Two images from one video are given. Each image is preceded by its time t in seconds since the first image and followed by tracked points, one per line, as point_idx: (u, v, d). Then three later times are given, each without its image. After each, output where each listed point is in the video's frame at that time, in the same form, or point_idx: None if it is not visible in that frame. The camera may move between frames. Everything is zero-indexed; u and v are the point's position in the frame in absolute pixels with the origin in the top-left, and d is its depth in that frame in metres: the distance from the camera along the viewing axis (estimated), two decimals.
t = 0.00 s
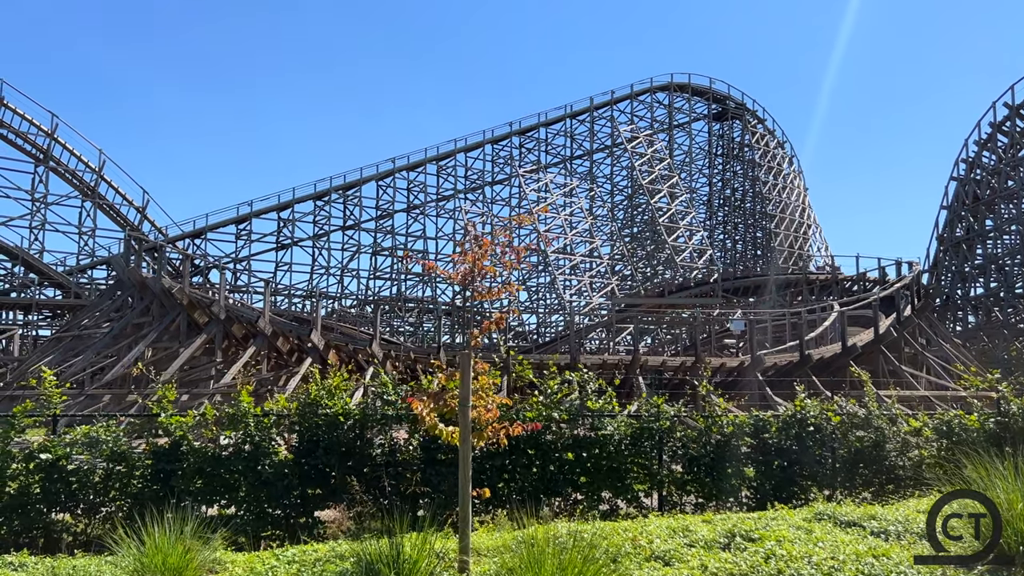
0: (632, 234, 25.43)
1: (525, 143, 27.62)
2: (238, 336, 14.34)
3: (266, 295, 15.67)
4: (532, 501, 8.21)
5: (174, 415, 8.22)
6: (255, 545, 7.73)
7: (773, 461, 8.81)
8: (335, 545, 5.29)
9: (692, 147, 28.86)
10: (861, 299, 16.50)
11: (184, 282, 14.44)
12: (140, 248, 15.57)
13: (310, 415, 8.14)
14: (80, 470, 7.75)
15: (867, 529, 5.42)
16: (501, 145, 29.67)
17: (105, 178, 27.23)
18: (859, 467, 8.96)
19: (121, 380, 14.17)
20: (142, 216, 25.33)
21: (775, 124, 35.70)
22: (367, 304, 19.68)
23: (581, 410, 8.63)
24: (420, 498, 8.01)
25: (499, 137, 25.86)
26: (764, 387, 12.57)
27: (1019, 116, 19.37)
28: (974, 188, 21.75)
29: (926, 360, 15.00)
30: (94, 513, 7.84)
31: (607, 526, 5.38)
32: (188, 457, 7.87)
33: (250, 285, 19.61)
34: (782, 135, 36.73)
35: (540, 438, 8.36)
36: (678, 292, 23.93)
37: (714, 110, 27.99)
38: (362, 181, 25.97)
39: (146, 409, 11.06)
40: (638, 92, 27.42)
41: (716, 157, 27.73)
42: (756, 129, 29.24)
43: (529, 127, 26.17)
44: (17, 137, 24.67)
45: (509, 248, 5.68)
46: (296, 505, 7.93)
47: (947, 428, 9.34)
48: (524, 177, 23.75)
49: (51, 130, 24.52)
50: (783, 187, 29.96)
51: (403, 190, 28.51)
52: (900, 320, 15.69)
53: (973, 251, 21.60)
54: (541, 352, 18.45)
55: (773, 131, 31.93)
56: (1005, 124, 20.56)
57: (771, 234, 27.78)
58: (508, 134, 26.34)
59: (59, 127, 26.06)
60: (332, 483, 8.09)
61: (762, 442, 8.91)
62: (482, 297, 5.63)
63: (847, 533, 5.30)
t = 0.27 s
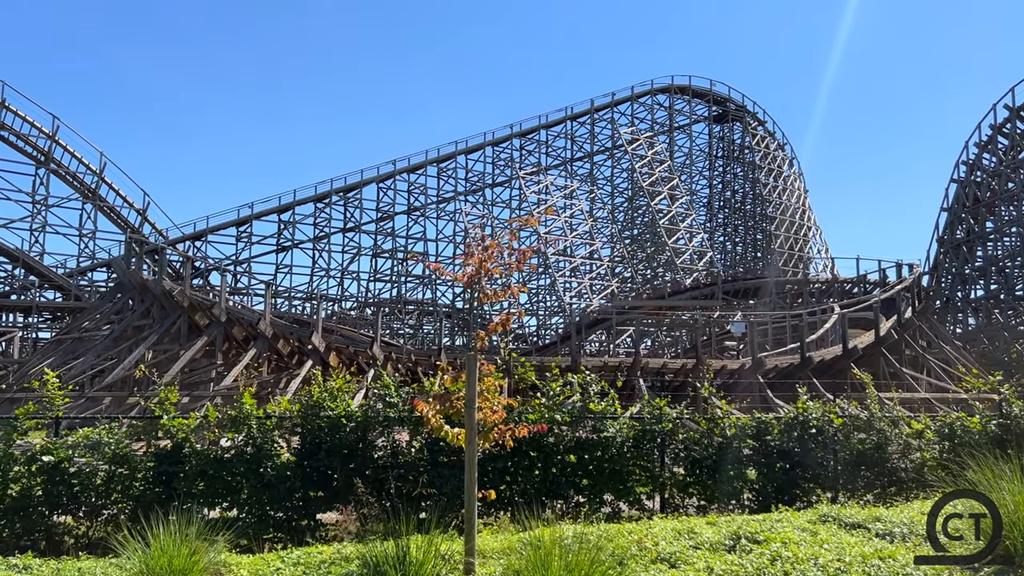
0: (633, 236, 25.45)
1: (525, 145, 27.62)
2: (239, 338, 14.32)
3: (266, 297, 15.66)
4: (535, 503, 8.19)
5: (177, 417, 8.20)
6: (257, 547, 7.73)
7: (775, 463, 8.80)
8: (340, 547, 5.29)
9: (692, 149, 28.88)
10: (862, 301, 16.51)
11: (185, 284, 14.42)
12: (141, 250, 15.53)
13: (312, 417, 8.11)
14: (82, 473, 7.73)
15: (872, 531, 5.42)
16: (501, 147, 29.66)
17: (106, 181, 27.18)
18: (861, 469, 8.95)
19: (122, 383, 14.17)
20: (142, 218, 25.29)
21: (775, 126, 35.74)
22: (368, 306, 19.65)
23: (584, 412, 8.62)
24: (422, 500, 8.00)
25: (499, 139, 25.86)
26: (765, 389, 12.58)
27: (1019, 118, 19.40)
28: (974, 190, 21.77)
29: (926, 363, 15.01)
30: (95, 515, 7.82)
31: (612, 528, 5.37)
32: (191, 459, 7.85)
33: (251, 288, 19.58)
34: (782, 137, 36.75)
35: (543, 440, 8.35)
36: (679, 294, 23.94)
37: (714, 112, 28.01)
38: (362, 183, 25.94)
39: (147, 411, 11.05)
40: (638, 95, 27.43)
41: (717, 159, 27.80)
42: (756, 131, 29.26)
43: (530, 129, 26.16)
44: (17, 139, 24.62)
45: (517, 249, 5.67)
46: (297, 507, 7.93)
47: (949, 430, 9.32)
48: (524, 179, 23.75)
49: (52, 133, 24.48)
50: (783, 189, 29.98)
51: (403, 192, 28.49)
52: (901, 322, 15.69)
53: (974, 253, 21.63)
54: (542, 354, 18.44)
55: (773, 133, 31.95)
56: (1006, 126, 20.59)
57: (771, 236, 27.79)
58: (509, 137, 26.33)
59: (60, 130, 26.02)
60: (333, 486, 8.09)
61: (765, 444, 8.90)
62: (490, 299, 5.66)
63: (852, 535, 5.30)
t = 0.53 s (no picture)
0: (632, 238, 25.47)
1: (525, 147, 27.63)
2: (238, 341, 14.29)
3: (266, 299, 15.63)
4: (536, 506, 8.18)
5: (178, 419, 8.18)
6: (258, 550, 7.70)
7: (777, 466, 8.78)
8: (343, 549, 5.29)
9: (692, 151, 28.90)
10: (862, 303, 16.51)
11: (185, 286, 14.40)
12: (141, 253, 15.50)
13: (314, 419, 8.08)
14: (82, 475, 7.72)
15: (876, 533, 5.42)
16: (501, 150, 29.68)
17: (106, 183, 27.16)
18: (862, 471, 8.94)
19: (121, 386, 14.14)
20: (142, 220, 25.27)
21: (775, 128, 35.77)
22: (368, 309, 19.62)
23: (585, 414, 8.61)
24: (423, 503, 8.00)
25: (499, 141, 25.85)
26: (766, 391, 12.59)
27: (1019, 120, 19.43)
28: (974, 192, 21.81)
29: (926, 365, 15.04)
30: (96, 518, 7.80)
31: (616, 530, 5.36)
32: (192, 461, 7.84)
33: (251, 290, 19.56)
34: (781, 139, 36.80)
35: (544, 442, 8.34)
36: (678, 296, 23.95)
37: (714, 114, 28.05)
38: (362, 185, 25.91)
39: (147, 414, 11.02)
40: (638, 97, 27.45)
41: (716, 162, 27.88)
42: (756, 133, 29.30)
43: (530, 132, 26.16)
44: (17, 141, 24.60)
45: (522, 250, 5.68)
46: (298, 510, 7.90)
47: (950, 432, 9.31)
48: (524, 181, 23.74)
49: (53, 135, 24.45)
50: (782, 191, 30.01)
51: (403, 195, 28.50)
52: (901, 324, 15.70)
53: (973, 255, 21.67)
54: (542, 356, 18.43)
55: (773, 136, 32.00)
56: (1006, 128, 20.63)
57: (771, 238, 27.81)
58: (509, 139, 26.32)
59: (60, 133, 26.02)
60: (334, 488, 8.06)
61: (766, 447, 8.89)
62: (495, 301, 5.67)
63: (857, 537, 5.30)
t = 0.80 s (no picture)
0: (630, 240, 25.48)
1: (524, 149, 27.62)
2: (237, 343, 14.25)
3: (265, 301, 15.59)
4: (536, 508, 8.16)
5: (177, 421, 8.16)
6: (257, 552, 7.68)
7: (777, 468, 8.77)
8: (345, 553, 5.27)
9: (690, 153, 28.93)
10: (861, 304, 16.53)
11: (184, 288, 14.36)
12: (139, 255, 15.45)
13: (314, 422, 8.07)
14: (81, 477, 7.69)
15: (879, 536, 5.42)
16: (500, 152, 29.67)
17: (104, 185, 27.09)
18: (862, 473, 8.94)
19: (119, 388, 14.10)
20: (140, 222, 25.18)
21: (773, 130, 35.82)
22: (367, 310, 19.59)
23: (585, 417, 8.60)
24: (422, 505, 7.99)
25: (498, 143, 25.85)
26: (765, 393, 12.60)
27: (1017, 122, 19.48)
28: (971, 194, 21.86)
29: (924, 366, 15.06)
30: (95, 520, 7.76)
31: (619, 533, 5.35)
32: (191, 464, 7.81)
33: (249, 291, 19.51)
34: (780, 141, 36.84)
35: (544, 445, 8.32)
36: (677, 297, 23.97)
37: (713, 116, 28.09)
38: (361, 187, 25.88)
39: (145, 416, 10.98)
40: (637, 99, 27.48)
41: (715, 164, 27.90)
42: (754, 135, 29.34)
43: (529, 133, 26.16)
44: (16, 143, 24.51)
45: (525, 252, 5.68)
46: (297, 512, 7.88)
47: (949, 434, 9.33)
48: (523, 183, 23.75)
49: (51, 137, 24.37)
50: (780, 193, 30.05)
51: (401, 197, 28.49)
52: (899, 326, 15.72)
53: (971, 257, 21.71)
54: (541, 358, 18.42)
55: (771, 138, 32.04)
56: (1004, 130, 20.69)
57: (769, 240, 27.85)
58: (508, 141, 26.32)
59: (59, 135, 25.95)
60: (334, 491, 8.03)
61: (766, 449, 8.89)
62: (498, 303, 5.67)
63: (859, 539, 5.30)
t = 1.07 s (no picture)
0: (628, 241, 25.50)
1: (522, 150, 27.60)
2: (234, 344, 14.21)
3: (262, 302, 15.55)
4: (534, 510, 8.15)
5: (175, 423, 8.13)
6: (254, 554, 7.66)
7: (775, 469, 8.78)
8: (343, 556, 5.25)
9: (688, 155, 28.96)
10: (858, 305, 16.53)
11: (181, 289, 14.32)
12: (137, 256, 15.40)
13: (311, 424, 8.04)
14: (78, 479, 7.66)
15: (879, 540, 5.42)
16: (498, 153, 29.66)
17: (102, 186, 27.02)
18: (860, 475, 8.94)
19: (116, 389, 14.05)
20: (138, 223, 25.11)
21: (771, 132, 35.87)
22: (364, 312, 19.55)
23: (583, 418, 8.60)
24: (420, 507, 7.98)
25: (496, 144, 25.83)
26: (763, 394, 12.61)
27: (1014, 124, 19.52)
28: (969, 196, 21.91)
29: (921, 368, 15.09)
30: (91, 522, 7.72)
31: (618, 536, 5.34)
32: (188, 466, 7.77)
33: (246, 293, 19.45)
34: (777, 143, 36.88)
35: (542, 447, 8.31)
36: (674, 299, 23.98)
37: (710, 118, 28.12)
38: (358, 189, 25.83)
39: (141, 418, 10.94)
40: (635, 100, 27.51)
41: (712, 165, 27.92)
42: (752, 137, 29.37)
43: (526, 135, 26.15)
44: (13, 145, 24.44)
45: (526, 257, 5.67)
46: (295, 514, 7.85)
47: (947, 436, 9.35)
48: (520, 184, 23.74)
49: (48, 139, 24.29)
50: (778, 194, 30.08)
51: (399, 198, 28.44)
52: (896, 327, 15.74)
53: (968, 258, 21.77)
54: (539, 359, 18.40)
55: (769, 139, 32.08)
56: (1001, 132, 20.73)
57: (766, 241, 27.88)
58: (506, 142, 26.31)
59: (56, 136, 25.90)
60: (332, 493, 8.01)
61: (764, 450, 8.89)
62: (498, 307, 5.66)
63: (859, 543, 5.30)
